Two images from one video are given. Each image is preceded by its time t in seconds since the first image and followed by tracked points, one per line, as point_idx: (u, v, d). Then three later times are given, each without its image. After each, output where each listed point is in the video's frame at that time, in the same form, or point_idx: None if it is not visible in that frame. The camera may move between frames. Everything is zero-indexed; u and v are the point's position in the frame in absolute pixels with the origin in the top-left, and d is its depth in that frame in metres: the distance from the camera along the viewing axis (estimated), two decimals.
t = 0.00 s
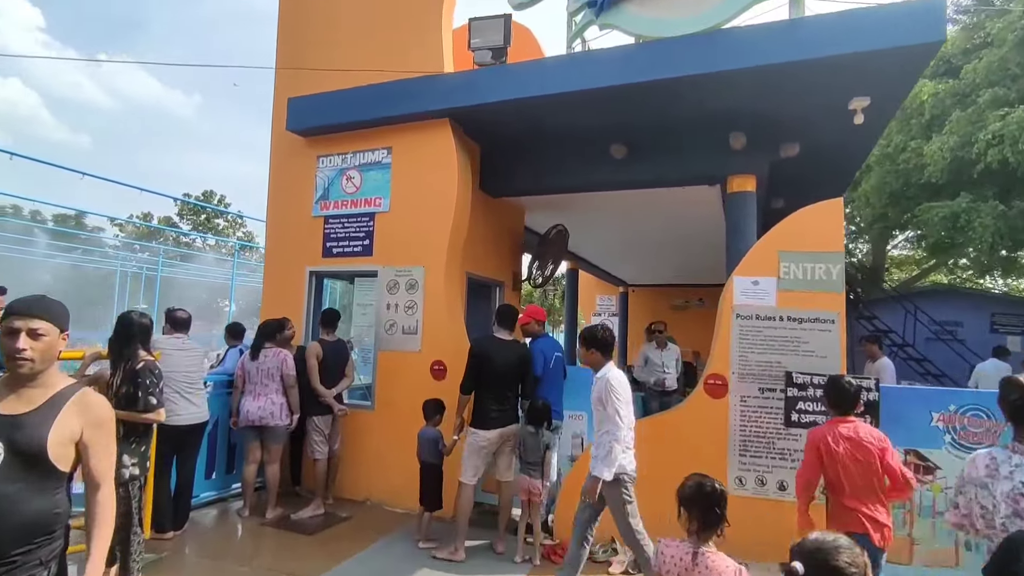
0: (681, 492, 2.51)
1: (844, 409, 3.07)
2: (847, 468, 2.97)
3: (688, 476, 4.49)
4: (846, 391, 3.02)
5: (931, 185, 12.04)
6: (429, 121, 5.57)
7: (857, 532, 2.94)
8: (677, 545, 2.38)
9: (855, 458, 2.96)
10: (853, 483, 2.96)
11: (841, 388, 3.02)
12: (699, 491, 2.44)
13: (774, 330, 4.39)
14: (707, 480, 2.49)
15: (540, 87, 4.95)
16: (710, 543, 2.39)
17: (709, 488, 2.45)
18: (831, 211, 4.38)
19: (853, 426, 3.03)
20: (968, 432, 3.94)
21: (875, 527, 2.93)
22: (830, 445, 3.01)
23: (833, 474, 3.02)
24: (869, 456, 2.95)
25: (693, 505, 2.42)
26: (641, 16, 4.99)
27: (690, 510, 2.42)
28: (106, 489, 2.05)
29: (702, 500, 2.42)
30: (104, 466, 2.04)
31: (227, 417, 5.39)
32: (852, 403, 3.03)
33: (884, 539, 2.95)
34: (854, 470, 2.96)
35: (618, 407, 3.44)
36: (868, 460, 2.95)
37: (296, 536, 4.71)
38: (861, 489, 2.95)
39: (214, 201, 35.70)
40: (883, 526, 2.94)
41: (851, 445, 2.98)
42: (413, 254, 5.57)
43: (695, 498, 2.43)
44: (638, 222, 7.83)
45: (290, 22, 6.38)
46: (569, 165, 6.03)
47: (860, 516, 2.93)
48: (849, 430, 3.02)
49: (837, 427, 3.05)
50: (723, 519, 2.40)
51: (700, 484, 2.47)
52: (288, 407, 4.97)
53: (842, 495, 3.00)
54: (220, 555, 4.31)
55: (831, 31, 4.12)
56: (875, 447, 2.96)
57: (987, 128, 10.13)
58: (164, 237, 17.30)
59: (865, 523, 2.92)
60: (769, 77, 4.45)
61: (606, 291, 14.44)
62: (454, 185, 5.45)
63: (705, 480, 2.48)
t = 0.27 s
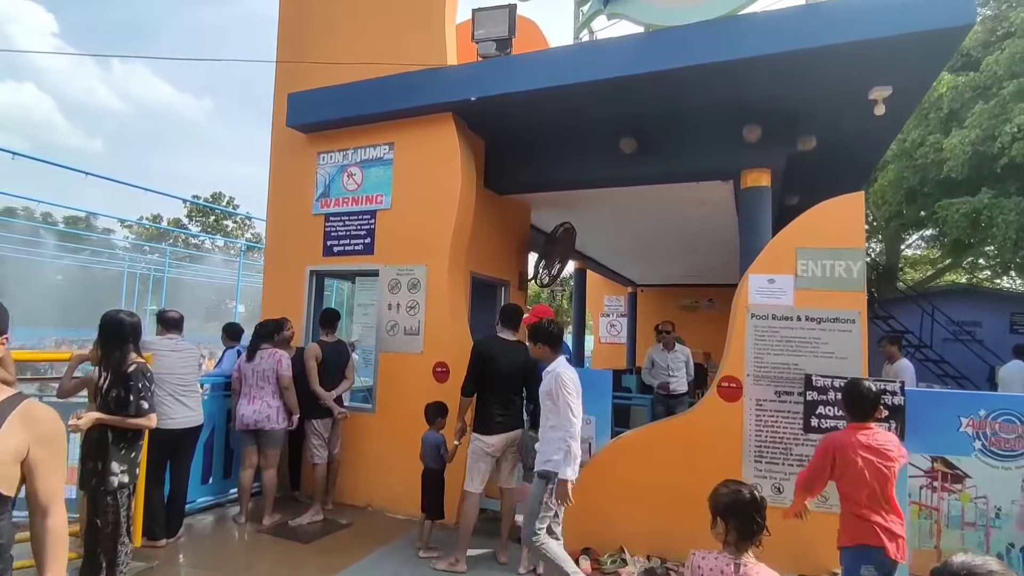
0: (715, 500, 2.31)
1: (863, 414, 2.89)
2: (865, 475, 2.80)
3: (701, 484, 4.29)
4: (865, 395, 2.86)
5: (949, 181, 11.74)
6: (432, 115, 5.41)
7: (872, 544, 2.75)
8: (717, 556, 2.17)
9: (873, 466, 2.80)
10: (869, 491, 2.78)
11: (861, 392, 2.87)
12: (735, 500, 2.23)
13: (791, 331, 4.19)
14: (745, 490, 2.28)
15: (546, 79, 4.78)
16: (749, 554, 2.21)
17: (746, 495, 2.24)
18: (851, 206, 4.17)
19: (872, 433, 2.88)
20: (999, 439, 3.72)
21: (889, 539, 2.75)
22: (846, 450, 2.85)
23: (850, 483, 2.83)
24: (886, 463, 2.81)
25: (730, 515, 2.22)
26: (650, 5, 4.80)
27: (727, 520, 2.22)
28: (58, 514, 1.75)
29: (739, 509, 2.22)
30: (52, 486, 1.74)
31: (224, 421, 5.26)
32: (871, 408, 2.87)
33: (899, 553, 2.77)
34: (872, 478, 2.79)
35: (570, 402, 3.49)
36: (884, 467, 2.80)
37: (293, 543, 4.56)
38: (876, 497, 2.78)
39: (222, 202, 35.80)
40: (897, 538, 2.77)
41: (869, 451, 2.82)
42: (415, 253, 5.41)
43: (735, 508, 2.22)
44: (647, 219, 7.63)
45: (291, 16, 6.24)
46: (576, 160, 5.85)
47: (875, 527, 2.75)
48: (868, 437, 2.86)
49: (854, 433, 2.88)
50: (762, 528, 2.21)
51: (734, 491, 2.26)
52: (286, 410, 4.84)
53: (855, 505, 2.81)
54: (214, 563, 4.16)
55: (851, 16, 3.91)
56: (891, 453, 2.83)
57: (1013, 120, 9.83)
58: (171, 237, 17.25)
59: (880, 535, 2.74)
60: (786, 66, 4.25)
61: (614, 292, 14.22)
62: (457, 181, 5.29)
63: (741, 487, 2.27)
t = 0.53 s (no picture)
0: (743, 504, 2.12)
1: (876, 413, 2.70)
2: (878, 476, 2.62)
3: (710, 489, 4.10)
4: (879, 391, 2.66)
5: (969, 176, 11.42)
6: (431, 109, 5.27)
7: (875, 545, 2.61)
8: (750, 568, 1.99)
9: (886, 465, 2.62)
10: (881, 492, 2.62)
11: (874, 387, 2.66)
12: (765, 506, 2.06)
13: (805, 329, 3.98)
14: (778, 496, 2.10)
15: (548, 68, 4.61)
16: (781, 563, 2.05)
17: (778, 501, 2.07)
18: (869, 197, 3.96)
19: (886, 431, 2.69)
20: None
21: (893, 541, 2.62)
22: (860, 449, 2.64)
23: (861, 482, 2.65)
24: (899, 462, 2.64)
25: (760, 523, 2.05)
26: None
27: (757, 528, 2.05)
28: None
29: (771, 516, 2.05)
30: None
31: (220, 423, 5.14)
32: (885, 406, 2.67)
33: (902, 554, 2.63)
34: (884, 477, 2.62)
35: (511, 407, 3.29)
36: (896, 467, 2.63)
37: (289, 549, 4.43)
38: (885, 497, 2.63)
39: (232, 205, 35.95)
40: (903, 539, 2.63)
41: (884, 450, 2.63)
42: (415, 250, 5.27)
43: (767, 515, 2.04)
44: (655, 216, 7.44)
45: (289, 10, 6.13)
46: (581, 154, 5.68)
47: (881, 529, 2.61)
48: (882, 435, 2.67)
49: (867, 431, 2.69)
50: (796, 534, 2.06)
51: (765, 496, 2.09)
52: (281, 411, 4.71)
53: (863, 504, 2.65)
54: (206, 569, 4.03)
55: None
56: (903, 452, 2.67)
57: None
58: (180, 239, 17.29)
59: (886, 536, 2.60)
60: (798, 51, 4.05)
61: (623, 292, 14.01)
62: (457, 175, 5.13)
63: (772, 493, 2.09)
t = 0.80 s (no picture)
0: (750, 521, 1.98)
1: (865, 420, 2.59)
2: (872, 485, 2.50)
3: (717, 499, 3.93)
4: (866, 396, 2.56)
5: (988, 173, 11.12)
6: (431, 106, 5.15)
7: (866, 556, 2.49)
8: None
9: (879, 472, 2.51)
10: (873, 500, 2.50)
11: (861, 393, 2.57)
12: (775, 523, 1.90)
13: (817, 332, 3.81)
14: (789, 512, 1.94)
15: (549, 63, 4.47)
16: None
17: (789, 517, 1.91)
18: (884, 193, 3.77)
19: (875, 437, 2.57)
20: None
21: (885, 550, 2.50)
22: (853, 459, 2.49)
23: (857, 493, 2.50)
24: (888, 468, 2.54)
25: (769, 541, 1.90)
26: None
27: (767, 546, 1.90)
28: None
29: (781, 533, 1.89)
30: None
31: (216, 427, 5.05)
32: (872, 412, 2.56)
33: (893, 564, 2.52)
34: (875, 485, 2.51)
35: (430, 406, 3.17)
36: (885, 474, 2.52)
37: (284, 557, 4.32)
38: (875, 506, 2.52)
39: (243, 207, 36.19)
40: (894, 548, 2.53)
41: (876, 458, 2.52)
42: (414, 250, 5.15)
43: (773, 533, 1.89)
44: (663, 216, 7.27)
45: (290, 7, 6.06)
46: (585, 152, 5.53)
47: (874, 540, 2.49)
48: (872, 442, 2.55)
49: (857, 438, 2.56)
50: (807, 552, 1.91)
51: (773, 511, 1.93)
52: (276, 416, 4.60)
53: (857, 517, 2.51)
54: None
55: None
56: (892, 458, 2.55)
57: None
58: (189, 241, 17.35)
59: (878, 546, 2.49)
60: (809, 42, 3.89)
61: (633, 293, 13.82)
62: (457, 173, 5.00)
63: (781, 508, 1.93)
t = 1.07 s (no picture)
0: (719, 526, 2.00)
1: (847, 420, 2.64)
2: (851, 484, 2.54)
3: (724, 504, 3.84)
4: (848, 395, 2.61)
5: (1005, 169, 10.88)
6: (432, 104, 5.09)
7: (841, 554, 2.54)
8: None
9: (859, 473, 2.53)
10: (852, 501, 2.54)
11: (842, 392, 2.62)
12: (743, 527, 1.92)
13: (827, 331, 3.70)
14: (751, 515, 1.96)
15: (551, 58, 4.39)
16: None
17: (755, 521, 1.93)
18: (897, 189, 3.65)
19: (858, 438, 2.61)
20: None
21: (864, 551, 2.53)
22: (831, 456, 2.55)
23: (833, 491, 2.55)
24: (872, 470, 2.54)
25: (736, 545, 1.92)
26: None
27: (734, 551, 1.92)
28: None
29: (749, 538, 1.91)
30: None
31: (217, 428, 5.02)
32: (855, 410, 2.62)
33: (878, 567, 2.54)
34: (855, 485, 2.54)
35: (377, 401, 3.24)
36: (867, 475, 2.54)
37: (284, 559, 4.27)
38: (854, 506, 2.54)
39: (253, 208, 36.43)
40: (875, 551, 2.53)
41: (857, 458, 2.54)
42: (416, 250, 5.09)
43: (738, 536, 1.91)
44: (670, 214, 7.16)
45: (291, 6, 6.02)
46: (590, 149, 5.45)
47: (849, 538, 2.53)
48: (853, 441, 2.59)
49: (840, 437, 2.61)
50: (775, 557, 1.92)
51: (742, 516, 1.96)
52: (276, 418, 4.56)
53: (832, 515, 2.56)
54: None
55: None
56: (877, 460, 2.57)
57: None
58: (198, 242, 17.45)
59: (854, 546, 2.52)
60: (817, 33, 3.78)
61: (641, 293, 13.70)
62: (458, 171, 4.93)
63: (750, 513, 1.96)
